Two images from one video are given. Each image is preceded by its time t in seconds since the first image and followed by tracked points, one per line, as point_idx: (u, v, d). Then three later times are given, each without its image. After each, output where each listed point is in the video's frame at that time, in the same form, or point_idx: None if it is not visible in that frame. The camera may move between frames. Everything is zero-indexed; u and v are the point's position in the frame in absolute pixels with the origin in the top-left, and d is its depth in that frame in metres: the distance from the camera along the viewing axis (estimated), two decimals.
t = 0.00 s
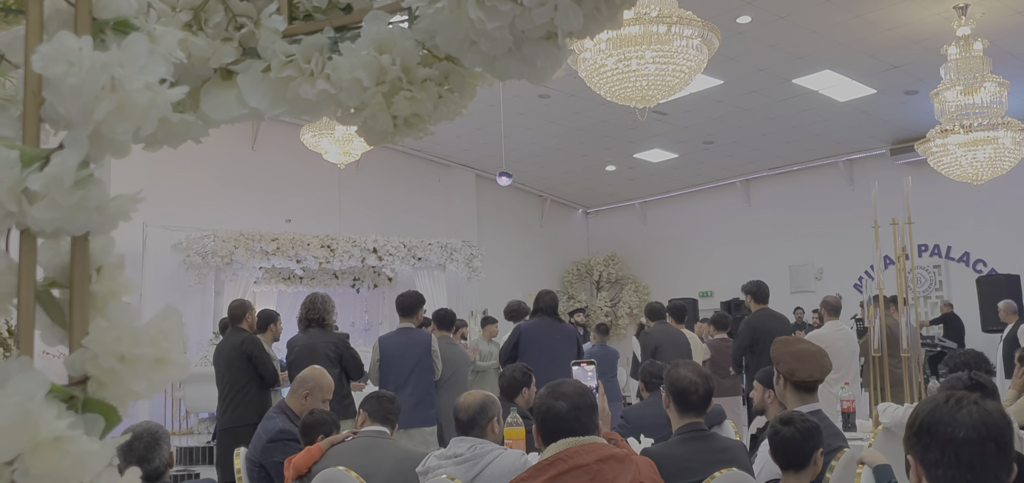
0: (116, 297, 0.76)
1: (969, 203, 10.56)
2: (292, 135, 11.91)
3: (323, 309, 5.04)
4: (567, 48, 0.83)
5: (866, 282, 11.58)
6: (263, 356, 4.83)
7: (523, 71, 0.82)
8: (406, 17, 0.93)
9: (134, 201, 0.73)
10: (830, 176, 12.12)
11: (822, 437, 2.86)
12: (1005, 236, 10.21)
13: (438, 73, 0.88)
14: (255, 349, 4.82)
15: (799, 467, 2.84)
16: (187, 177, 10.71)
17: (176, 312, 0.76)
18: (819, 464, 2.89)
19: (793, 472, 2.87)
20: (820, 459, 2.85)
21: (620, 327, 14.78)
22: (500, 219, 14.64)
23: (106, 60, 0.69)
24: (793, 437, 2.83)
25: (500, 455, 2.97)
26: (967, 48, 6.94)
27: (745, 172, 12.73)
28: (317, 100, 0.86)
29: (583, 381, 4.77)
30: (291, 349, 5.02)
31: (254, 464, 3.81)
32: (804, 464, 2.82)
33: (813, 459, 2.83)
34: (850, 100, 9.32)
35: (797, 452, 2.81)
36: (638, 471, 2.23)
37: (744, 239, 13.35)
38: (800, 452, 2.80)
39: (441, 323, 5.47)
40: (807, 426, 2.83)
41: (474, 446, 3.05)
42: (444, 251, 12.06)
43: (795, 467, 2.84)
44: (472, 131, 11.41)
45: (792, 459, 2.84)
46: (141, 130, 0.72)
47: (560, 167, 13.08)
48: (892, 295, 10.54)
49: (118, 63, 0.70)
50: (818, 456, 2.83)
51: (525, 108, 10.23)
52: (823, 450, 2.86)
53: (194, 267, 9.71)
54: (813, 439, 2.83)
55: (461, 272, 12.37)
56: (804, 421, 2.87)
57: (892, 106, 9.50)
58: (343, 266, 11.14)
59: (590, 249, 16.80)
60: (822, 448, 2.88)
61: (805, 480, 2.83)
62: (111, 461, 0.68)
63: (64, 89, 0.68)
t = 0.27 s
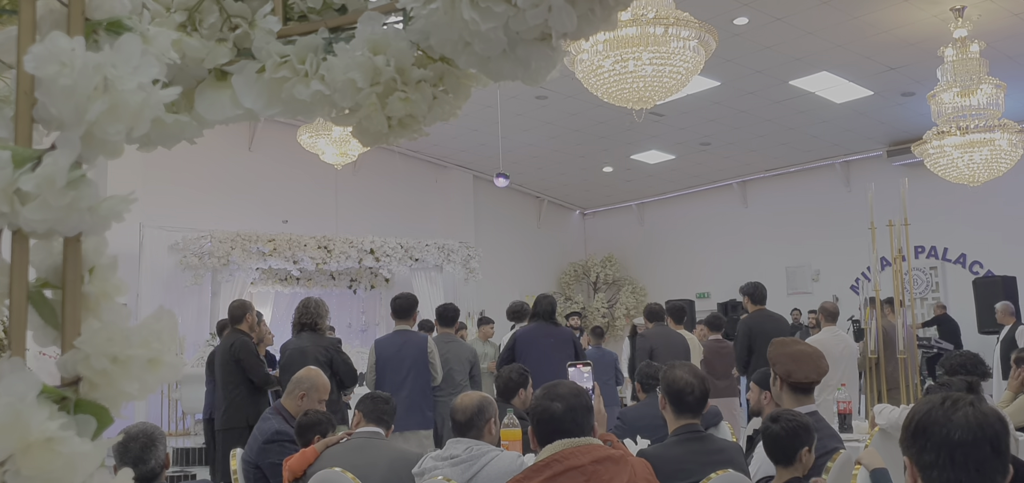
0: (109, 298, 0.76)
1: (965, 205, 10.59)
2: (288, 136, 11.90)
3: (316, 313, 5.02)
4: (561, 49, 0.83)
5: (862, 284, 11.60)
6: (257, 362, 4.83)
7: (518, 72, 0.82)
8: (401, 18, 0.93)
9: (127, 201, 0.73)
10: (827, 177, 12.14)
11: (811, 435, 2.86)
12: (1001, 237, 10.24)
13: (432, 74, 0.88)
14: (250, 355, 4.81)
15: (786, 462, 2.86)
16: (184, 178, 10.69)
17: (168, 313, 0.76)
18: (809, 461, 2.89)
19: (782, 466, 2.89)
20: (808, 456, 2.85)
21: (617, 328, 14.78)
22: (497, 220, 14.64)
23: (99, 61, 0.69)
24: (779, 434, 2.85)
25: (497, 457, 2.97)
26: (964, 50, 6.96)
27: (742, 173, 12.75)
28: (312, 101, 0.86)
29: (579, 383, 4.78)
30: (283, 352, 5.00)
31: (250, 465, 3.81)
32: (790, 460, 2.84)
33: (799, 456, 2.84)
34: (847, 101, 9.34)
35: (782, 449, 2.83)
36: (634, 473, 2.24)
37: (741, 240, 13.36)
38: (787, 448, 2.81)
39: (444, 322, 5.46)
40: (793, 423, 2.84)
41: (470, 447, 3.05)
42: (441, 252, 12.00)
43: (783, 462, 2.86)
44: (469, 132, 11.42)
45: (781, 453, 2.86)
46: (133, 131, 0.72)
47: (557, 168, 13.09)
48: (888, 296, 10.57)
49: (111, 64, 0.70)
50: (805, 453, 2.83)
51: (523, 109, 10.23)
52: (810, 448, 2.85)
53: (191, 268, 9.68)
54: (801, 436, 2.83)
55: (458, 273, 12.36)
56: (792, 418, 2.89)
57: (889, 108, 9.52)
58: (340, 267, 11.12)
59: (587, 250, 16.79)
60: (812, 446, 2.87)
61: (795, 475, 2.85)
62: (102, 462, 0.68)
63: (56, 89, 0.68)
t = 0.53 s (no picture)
0: (105, 296, 0.76)
1: (963, 209, 10.61)
2: (286, 135, 11.90)
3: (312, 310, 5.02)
4: (560, 50, 0.83)
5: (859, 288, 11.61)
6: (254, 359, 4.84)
7: (517, 72, 0.82)
8: (400, 18, 0.93)
9: (125, 199, 0.73)
10: (825, 181, 12.16)
11: (802, 429, 2.91)
12: (998, 242, 10.26)
13: (432, 74, 0.88)
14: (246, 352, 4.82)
15: (779, 454, 2.94)
16: (181, 176, 10.67)
17: (165, 311, 0.76)
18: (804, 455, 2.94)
19: (777, 459, 2.97)
20: (800, 450, 2.91)
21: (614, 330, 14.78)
22: (495, 220, 14.63)
23: (97, 57, 0.68)
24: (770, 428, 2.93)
25: (493, 458, 2.96)
26: (962, 55, 6.97)
27: (740, 176, 12.76)
28: (310, 99, 0.86)
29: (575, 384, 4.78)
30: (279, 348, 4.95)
31: (245, 464, 3.80)
32: (782, 453, 2.91)
33: (791, 449, 2.90)
34: (845, 105, 9.36)
35: (775, 442, 2.91)
36: (629, 474, 2.24)
37: (738, 243, 13.37)
38: (775, 441, 2.90)
39: (451, 319, 5.45)
40: (784, 417, 2.92)
41: (466, 447, 3.05)
42: (438, 252, 11.92)
43: (776, 455, 2.94)
44: (468, 132, 11.41)
45: (773, 447, 2.94)
46: (131, 129, 0.72)
47: (555, 170, 13.09)
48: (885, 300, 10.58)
49: (110, 61, 0.70)
50: (797, 447, 2.90)
51: (521, 110, 10.23)
52: (803, 442, 2.91)
53: (188, 266, 9.65)
54: (793, 430, 2.91)
55: (455, 273, 12.36)
56: (784, 413, 2.96)
57: (887, 112, 9.53)
58: (337, 267, 11.10)
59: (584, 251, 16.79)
60: (806, 440, 2.93)
61: (788, 468, 2.91)
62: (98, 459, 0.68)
63: (54, 86, 0.68)
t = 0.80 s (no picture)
0: (104, 299, 0.76)
1: (959, 211, 10.63)
2: (284, 136, 11.90)
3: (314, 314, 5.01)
4: (558, 55, 0.84)
5: (856, 290, 11.63)
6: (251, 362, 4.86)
7: (515, 77, 0.83)
8: (398, 21, 0.93)
9: (123, 203, 0.73)
10: (822, 183, 12.17)
11: (807, 430, 2.96)
12: (994, 244, 10.28)
13: (429, 78, 0.89)
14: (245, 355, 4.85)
15: (786, 456, 2.99)
16: (177, 177, 10.65)
17: (163, 315, 0.76)
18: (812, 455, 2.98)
19: (785, 460, 3.02)
20: (806, 451, 2.95)
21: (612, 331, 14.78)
22: (492, 222, 14.64)
23: (96, 63, 0.69)
24: (776, 431, 2.99)
25: (489, 460, 2.97)
26: (959, 57, 6.95)
27: (737, 178, 12.78)
28: (308, 103, 0.86)
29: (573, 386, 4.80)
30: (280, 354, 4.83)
31: (241, 465, 3.79)
32: (789, 455, 2.96)
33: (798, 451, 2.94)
34: (843, 107, 9.37)
35: (781, 444, 2.96)
36: (626, 476, 2.24)
37: (736, 245, 13.38)
38: (781, 444, 2.96)
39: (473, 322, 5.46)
40: (789, 420, 2.97)
41: (463, 449, 3.04)
42: (436, 253, 11.99)
43: (784, 457, 2.99)
44: (465, 134, 11.42)
45: (779, 449, 2.99)
46: (130, 133, 0.72)
47: (552, 171, 13.11)
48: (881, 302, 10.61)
49: (109, 66, 0.70)
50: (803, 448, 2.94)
51: (519, 112, 10.24)
52: (809, 443, 2.95)
53: (185, 267, 9.64)
54: (797, 432, 2.96)
55: (452, 274, 12.36)
56: (789, 415, 3.01)
57: (884, 114, 9.55)
58: (334, 267, 11.10)
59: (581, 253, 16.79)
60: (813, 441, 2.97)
61: (796, 470, 2.96)
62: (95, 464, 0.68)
63: (55, 90, 0.68)
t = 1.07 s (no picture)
0: (104, 299, 0.76)
1: (957, 213, 10.65)
2: (283, 137, 11.91)
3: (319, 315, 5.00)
4: (558, 56, 0.84)
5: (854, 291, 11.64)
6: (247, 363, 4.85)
7: (515, 78, 0.83)
8: (398, 22, 0.93)
9: (124, 203, 0.73)
10: (821, 184, 12.19)
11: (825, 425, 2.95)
12: (992, 246, 10.30)
13: (429, 79, 0.89)
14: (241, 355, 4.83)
15: (804, 452, 2.96)
16: (175, 177, 10.63)
17: (163, 315, 0.76)
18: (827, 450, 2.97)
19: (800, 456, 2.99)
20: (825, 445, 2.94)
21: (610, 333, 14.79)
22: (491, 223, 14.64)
23: (99, 63, 0.69)
24: (794, 427, 2.96)
25: (488, 461, 2.97)
26: (958, 59, 7.02)
27: (736, 179, 12.79)
28: (309, 104, 0.86)
29: (573, 387, 4.80)
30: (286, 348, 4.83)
31: (239, 466, 3.79)
32: (807, 450, 2.93)
33: (816, 446, 2.93)
34: (841, 109, 9.39)
35: (799, 440, 2.94)
36: (624, 477, 2.24)
37: (734, 246, 13.40)
38: (801, 439, 2.92)
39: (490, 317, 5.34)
40: (808, 416, 2.95)
41: (461, 450, 3.04)
42: (434, 254, 12.04)
43: (801, 452, 2.96)
44: (464, 135, 11.42)
45: (795, 445, 2.96)
46: (131, 133, 0.73)
47: (551, 172, 13.11)
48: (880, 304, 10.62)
49: (111, 66, 0.70)
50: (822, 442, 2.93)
51: (517, 113, 10.25)
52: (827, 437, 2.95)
53: (183, 267, 9.63)
54: (815, 427, 2.93)
55: (451, 275, 12.36)
56: (805, 412, 2.99)
57: (882, 116, 9.56)
58: (332, 268, 11.10)
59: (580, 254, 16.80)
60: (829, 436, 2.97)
61: (813, 465, 2.93)
62: (96, 463, 0.68)
63: (55, 90, 0.68)
